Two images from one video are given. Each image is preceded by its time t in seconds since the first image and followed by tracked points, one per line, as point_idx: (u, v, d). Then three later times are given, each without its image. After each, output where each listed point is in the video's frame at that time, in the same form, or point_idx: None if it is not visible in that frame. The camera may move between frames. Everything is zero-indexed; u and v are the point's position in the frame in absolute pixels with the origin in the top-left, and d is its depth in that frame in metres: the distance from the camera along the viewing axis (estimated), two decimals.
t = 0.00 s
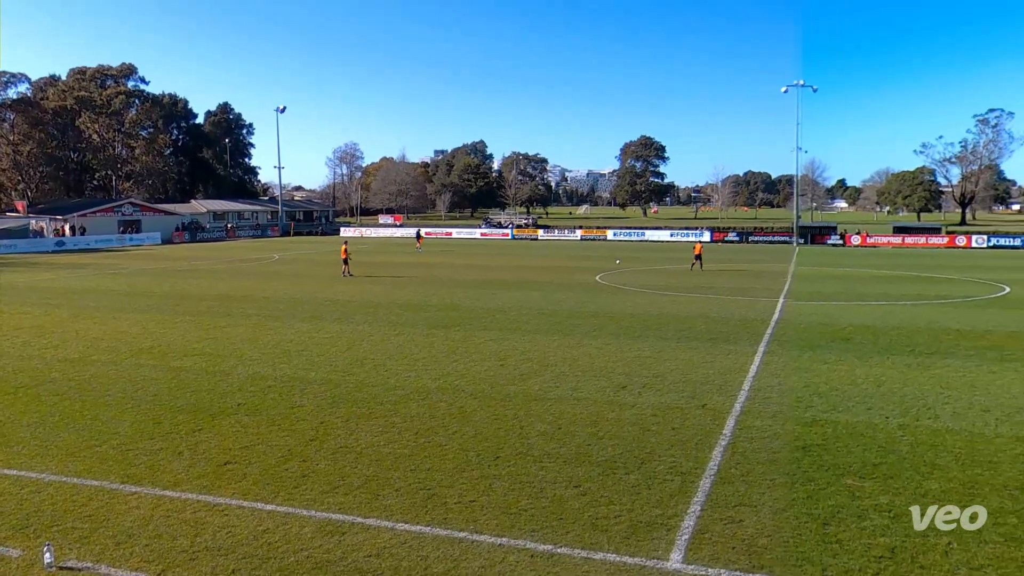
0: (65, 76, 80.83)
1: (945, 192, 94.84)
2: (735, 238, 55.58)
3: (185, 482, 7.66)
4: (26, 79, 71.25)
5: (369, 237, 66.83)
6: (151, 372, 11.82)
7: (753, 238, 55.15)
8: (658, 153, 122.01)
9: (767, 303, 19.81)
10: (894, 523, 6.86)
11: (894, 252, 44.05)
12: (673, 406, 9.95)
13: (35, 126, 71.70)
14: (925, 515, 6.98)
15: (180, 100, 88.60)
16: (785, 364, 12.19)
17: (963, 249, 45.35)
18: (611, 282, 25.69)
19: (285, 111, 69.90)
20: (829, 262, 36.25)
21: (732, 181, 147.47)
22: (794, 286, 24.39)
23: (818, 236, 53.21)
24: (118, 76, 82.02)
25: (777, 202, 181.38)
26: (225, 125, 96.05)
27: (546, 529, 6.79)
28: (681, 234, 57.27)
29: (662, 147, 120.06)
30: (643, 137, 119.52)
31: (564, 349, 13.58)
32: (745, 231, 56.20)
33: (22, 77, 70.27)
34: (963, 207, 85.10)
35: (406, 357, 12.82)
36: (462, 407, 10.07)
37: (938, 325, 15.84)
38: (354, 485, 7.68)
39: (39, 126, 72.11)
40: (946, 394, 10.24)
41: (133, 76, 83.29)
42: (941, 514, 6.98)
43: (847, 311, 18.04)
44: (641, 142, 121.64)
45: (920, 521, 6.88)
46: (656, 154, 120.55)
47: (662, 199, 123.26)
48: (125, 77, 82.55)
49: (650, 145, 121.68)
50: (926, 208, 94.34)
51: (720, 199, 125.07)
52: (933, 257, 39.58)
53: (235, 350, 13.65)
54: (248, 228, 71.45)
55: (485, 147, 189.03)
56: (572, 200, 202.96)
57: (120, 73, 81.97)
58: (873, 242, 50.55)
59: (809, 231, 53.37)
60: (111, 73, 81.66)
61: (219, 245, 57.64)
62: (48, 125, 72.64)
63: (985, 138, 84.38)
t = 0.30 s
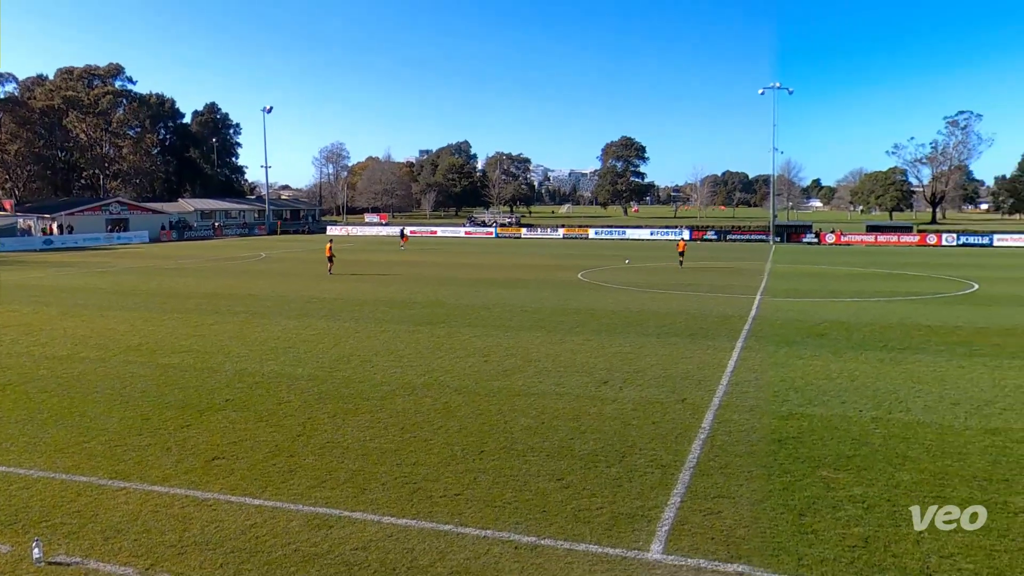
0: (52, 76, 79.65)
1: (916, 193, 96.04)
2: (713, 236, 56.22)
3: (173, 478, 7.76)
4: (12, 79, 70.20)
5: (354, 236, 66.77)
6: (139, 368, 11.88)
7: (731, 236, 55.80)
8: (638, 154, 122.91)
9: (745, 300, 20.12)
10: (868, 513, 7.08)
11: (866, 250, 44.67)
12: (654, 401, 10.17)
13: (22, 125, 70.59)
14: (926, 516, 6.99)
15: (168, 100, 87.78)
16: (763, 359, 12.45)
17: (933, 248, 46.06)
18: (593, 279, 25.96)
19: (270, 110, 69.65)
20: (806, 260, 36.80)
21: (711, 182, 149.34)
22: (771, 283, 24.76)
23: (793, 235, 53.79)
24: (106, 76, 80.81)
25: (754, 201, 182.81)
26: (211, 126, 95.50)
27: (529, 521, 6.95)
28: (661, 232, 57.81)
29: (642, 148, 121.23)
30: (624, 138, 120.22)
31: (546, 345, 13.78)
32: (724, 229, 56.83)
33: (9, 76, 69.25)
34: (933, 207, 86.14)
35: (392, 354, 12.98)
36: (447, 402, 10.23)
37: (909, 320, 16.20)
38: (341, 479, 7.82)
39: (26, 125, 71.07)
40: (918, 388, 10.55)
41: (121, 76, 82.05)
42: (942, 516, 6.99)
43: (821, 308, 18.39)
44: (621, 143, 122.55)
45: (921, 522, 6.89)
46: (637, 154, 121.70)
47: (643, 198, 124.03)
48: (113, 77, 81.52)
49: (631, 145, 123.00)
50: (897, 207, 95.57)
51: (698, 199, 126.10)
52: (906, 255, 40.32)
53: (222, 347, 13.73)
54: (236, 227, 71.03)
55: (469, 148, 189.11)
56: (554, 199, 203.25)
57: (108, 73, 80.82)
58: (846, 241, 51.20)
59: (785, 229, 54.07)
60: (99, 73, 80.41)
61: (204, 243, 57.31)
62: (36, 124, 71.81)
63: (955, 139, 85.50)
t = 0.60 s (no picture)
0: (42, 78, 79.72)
1: (891, 193, 97.17)
2: (695, 235, 56.76)
3: (164, 475, 7.86)
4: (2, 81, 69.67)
5: (343, 237, 66.70)
6: (130, 368, 11.93)
7: (712, 236, 56.35)
8: (622, 156, 124.02)
9: (726, 298, 20.36)
10: (846, 505, 7.28)
11: (843, 250, 45.26)
12: (638, 398, 10.37)
13: (12, 128, 69.69)
14: (926, 516, 7.01)
15: (157, 102, 87.37)
16: (743, 356, 12.70)
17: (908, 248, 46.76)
18: (578, 278, 26.20)
19: (262, 115, 69.50)
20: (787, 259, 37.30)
21: (694, 184, 150.29)
22: (751, 282, 25.09)
23: (772, 234, 54.34)
24: (96, 78, 80.87)
25: (734, 201, 184.19)
26: (202, 128, 95.05)
27: (515, 516, 7.10)
28: (644, 233, 58.26)
29: (626, 150, 122.24)
30: (607, 139, 120.89)
31: (532, 343, 13.96)
32: (706, 230, 57.39)
33: None
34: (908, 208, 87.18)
35: (380, 352, 13.10)
36: (435, 400, 10.37)
37: (885, 318, 16.50)
38: (331, 476, 7.95)
39: (17, 127, 70.24)
40: (894, 384, 10.83)
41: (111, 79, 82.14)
42: (941, 515, 7.04)
43: (801, 305, 18.67)
44: (605, 145, 123.04)
45: (920, 522, 6.91)
46: (621, 155, 122.62)
47: (627, 200, 124.53)
48: (103, 79, 81.51)
49: (614, 147, 123.46)
50: (874, 207, 96.59)
51: (680, 200, 126.96)
52: (883, 254, 40.96)
53: (212, 346, 13.80)
54: (227, 228, 70.59)
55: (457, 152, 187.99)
56: (540, 200, 203.47)
57: (98, 76, 80.89)
58: (824, 240, 51.84)
59: (765, 229, 54.67)
60: (89, 75, 80.44)
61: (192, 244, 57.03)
62: (26, 126, 70.77)
63: (929, 141, 86.60)
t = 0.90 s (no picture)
0: (41, 80, 80.03)
1: (873, 193, 97.91)
2: (682, 235, 57.21)
3: (162, 470, 8.00)
4: None
5: (336, 235, 66.75)
6: (127, 364, 12.04)
7: (699, 235, 56.77)
8: (611, 157, 124.55)
9: (712, 295, 20.63)
10: (827, 497, 7.49)
11: (826, 249, 45.75)
12: (627, 393, 10.58)
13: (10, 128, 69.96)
14: (925, 516, 7.04)
15: (154, 103, 86.94)
16: (729, 352, 12.95)
17: (890, 246, 47.29)
18: (567, 276, 26.43)
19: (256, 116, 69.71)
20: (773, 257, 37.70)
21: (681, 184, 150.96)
22: (737, 280, 25.35)
23: (757, 233, 54.82)
24: (94, 79, 80.95)
25: (721, 201, 185.13)
26: (199, 128, 95.50)
27: (506, 509, 7.27)
28: (633, 231, 58.64)
29: (615, 151, 122.97)
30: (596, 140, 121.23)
31: (523, 339, 14.16)
32: (693, 229, 57.79)
33: None
34: (889, 208, 88.00)
35: (374, 349, 13.26)
36: (428, 395, 10.55)
37: (867, 314, 16.81)
38: (325, 470, 8.10)
39: (15, 128, 70.29)
40: (876, 379, 11.09)
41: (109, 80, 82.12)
42: (942, 515, 7.06)
43: (786, 302, 18.97)
44: (594, 146, 123.93)
45: (920, 522, 6.94)
46: (610, 156, 123.34)
47: (616, 199, 124.99)
48: (101, 81, 81.67)
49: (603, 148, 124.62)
50: (856, 207, 97.33)
51: (668, 199, 127.67)
52: (866, 252, 41.45)
53: (208, 343, 13.91)
54: (223, 227, 70.37)
55: (448, 151, 188.52)
56: (531, 199, 203.77)
57: (95, 77, 80.96)
58: (808, 239, 52.37)
59: (750, 229, 55.10)
60: (86, 77, 80.50)
61: (186, 243, 56.93)
62: (25, 127, 71.08)
63: (909, 142, 87.40)
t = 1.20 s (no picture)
0: (41, 81, 80.01)
1: (861, 193, 98.51)
2: (674, 234, 57.51)
3: (161, 467, 8.10)
4: None
5: (333, 235, 66.80)
6: (126, 362, 12.12)
7: (691, 234, 57.07)
8: (604, 157, 124.88)
9: (703, 294, 20.80)
10: (816, 492, 7.64)
11: (814, 248, 46.24)
12: (619, 390, 10.74)
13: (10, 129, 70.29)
14: (925, 516, 7.05)
15: (153, 104, 86.66)
16: (720, 349, 13.13)
17: (877, 245, 47.69)
18: (561, 275, 26.58)
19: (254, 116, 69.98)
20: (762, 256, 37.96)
21: (672, 184, 151.52)
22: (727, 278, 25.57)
23: (747, 232, 55.15)
24: (92, 81, 80.51)
25: (712, 201, 185.86)
26: (197, 128, 95.72)
27: (501, 503, 7.40)
28: (625, 231, 58.91)
29: (608, 152, 123.35)
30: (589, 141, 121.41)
31: (517, 337, 14.31)
32: (685, 229, 58.07)
33: None
34: (876, 208, 88.56)
35: (370, 347, 13.38)
36: (424, 392, 10.68)
37: (855, 312, 17.02)
38: (323, 466, 8.21)
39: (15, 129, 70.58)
40: (864, 375, 11.28)
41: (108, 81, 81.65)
42: (942, 515, 7.07)
43: (776, 300, 19.17)
44: (587, 147, 123.95)
45: (920, 521, 6.95)
46: (603, 157, 123.44)
47: (609, 199, 125.33)
48: (99, 82, 81.09)
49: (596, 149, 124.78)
50: (845, 207, 97.86)
51: (660, 200, 128.19)
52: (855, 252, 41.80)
53: (206, 341, 14.00)
54: (221, 226, 70.28)
55: (444, 151, 188.57)
56: (525, 199, 203.88)
57: (94, 78, 80.53)
58: (797, 238, 52.73)
59: (740, 228, 55.37)
60: (85, 78, 80.11)
61: (183, 242, 56.88)
62: (26, 127, 72.33)
63: (896, 143, 88.01)
